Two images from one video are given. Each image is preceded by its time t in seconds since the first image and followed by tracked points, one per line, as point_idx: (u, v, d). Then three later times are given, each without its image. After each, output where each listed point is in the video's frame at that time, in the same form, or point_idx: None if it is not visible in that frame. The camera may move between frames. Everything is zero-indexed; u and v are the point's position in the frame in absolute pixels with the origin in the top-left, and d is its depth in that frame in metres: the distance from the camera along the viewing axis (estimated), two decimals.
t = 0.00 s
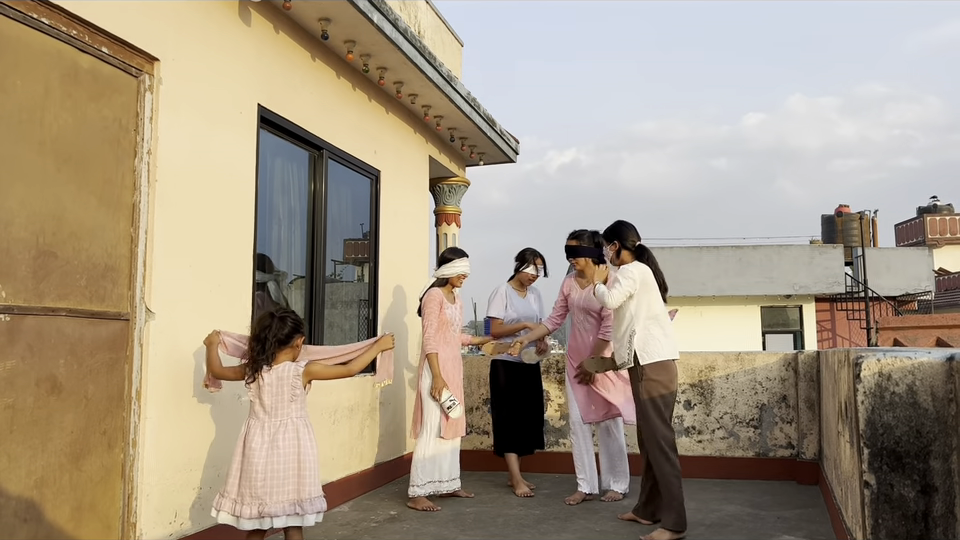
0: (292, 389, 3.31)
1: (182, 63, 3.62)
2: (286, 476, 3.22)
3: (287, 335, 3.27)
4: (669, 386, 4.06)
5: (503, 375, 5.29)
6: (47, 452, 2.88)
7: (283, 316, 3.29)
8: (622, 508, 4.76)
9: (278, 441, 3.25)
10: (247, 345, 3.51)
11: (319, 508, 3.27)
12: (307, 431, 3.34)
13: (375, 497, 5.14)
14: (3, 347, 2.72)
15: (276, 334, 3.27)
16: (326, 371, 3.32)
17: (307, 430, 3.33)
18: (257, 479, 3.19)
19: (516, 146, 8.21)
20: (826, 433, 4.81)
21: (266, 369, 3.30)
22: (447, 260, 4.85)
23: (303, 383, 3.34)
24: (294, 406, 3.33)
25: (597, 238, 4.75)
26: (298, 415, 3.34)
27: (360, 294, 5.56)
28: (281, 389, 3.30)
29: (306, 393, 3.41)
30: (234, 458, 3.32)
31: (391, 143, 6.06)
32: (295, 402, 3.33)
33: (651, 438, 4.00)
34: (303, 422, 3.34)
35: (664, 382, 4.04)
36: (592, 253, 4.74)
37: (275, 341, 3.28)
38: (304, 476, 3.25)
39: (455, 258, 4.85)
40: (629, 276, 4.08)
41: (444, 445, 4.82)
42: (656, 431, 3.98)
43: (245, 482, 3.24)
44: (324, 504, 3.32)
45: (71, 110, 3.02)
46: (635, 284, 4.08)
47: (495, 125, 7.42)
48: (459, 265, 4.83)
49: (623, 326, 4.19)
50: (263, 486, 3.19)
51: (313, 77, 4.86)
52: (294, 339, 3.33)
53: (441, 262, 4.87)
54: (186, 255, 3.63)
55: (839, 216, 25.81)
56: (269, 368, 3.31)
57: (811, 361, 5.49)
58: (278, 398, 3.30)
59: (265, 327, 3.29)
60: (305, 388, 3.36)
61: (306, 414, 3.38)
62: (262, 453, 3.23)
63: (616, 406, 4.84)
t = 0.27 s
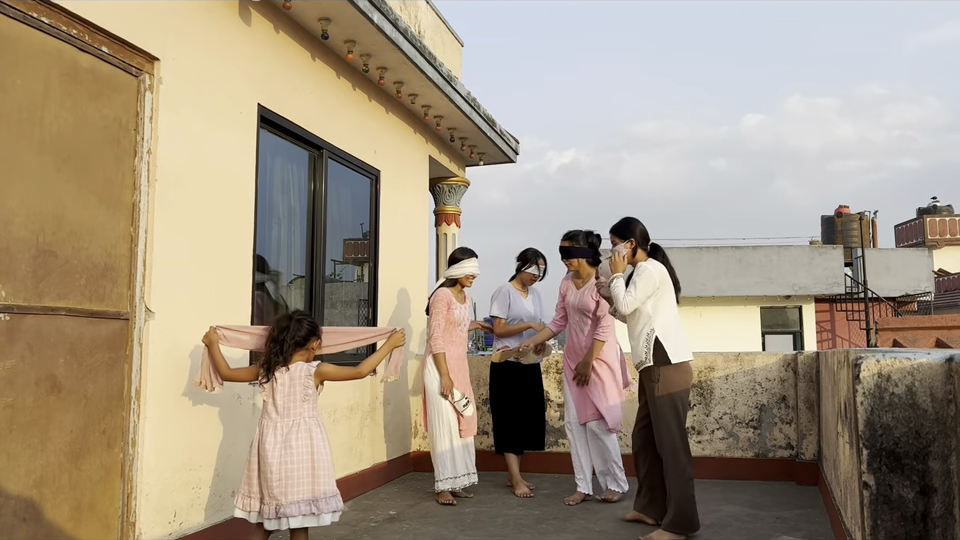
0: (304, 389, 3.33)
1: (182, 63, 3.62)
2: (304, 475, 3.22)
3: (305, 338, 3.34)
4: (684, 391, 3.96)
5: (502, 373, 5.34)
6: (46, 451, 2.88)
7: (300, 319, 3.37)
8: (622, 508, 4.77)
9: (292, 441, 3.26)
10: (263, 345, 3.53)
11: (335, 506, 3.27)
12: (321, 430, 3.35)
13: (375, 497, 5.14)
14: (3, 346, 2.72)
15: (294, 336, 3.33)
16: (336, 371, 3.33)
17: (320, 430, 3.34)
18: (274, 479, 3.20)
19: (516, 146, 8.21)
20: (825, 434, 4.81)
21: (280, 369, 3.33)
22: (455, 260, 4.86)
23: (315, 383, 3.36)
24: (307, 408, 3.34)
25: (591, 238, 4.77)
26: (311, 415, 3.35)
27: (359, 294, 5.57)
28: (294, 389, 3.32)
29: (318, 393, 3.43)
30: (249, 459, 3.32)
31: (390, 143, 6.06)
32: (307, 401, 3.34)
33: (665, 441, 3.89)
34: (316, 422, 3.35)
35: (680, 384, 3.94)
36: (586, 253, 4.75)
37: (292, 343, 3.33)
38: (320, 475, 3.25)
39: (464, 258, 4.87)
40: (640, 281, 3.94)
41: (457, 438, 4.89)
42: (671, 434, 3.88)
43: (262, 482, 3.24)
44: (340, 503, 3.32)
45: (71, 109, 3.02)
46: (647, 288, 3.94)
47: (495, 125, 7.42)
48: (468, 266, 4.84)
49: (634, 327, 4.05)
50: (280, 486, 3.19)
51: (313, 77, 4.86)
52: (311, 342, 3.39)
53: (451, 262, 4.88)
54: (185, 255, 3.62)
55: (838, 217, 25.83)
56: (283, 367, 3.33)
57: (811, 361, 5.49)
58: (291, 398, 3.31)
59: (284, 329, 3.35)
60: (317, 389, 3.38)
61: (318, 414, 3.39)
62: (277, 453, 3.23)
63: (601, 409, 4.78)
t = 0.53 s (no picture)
0: (310, 390, 3.33)
1: (181, 62, 3.62)
2: (309, 474, 3.23)
3: (313, 339, 3.36)
4: (686, 390, 3.96)
5: (501, 374, 5.29)
6: (46, 451, 2.88)
7: (308, 320, 3.38)
8: (621, 508, 4.77)
9: (297, 441, 3.26)
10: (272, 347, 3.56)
11: (340, 508, 3.26)
12: (326, 432, 3.34)
13: (375, 497, 5.14)
14: (2, 345, 2.72)
15: (303, 337, 3.34)
16: (341, 374, 3.35)
17: (326, 430, 3.34)
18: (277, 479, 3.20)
19: (516, 146, 8.21)
20: (824, 434, 4.81)
21: (290, 370, 3.33)
22: (456, 260, 4.87)
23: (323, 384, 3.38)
24: (312, 408, 3.34)
25: (596, 237, 4.76)
26: (316, 416, 3.34)
27: (359, 294, 5.56)
28: (298, 388, 3.32)
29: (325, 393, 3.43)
30: (254, 457, 3.32)
31: (390, 143, 6.06)
32: (312, 401, 3.34)
33: (666, 441, 3.89)
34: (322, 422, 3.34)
35: (681, 384, 3.94)
36: (591, 252, 4.75)
37: (302, 343, 3.34)
38: (325, 476, 3.25)
39: (465, 257, 4.87)
40: (661, 278, 3.93)
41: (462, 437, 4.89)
42: (671, 434, 3.88)
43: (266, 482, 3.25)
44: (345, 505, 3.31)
45: (70, 109, 3.02)
46: (667, 286, 3.93)
47: (494, 125, 7.42)
48: (468, 266, 4.84)
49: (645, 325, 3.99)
50: (284, 486, 3.19)
51: (313, 77, 4.86)
52: (319, 343, 3.40)
53: (451, 262, 4.88)
54: (184, 254, 3.62)
55: (838, 217, 25.83)
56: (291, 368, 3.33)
57: (811, 362, 5.49)
58: (297, 398, 3.31)
59: (293, 329, 3.35)
60: (323, 389, 3.38)
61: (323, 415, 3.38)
62: (281, 453, 3.23)
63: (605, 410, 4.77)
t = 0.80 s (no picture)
0: (314, 391, 3.33)
1: (181, 64, 3.62)
2: (311, 476, 3.23)
3: (320, 342, 3.36)
4: (686, 390, 3.96)
5: (505, 373, 5.29)
6: (46, 453, 2.88)
7: (314, 321, 3.37)
8: (622, 508, 4.77)
9: (300, 443, 3.26)
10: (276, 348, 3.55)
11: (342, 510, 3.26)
12: (329, 434, 3.34)
13: (375, 498, 5.13)
14: (3, 347, 2.72)
15: (309, 339, 3.33)
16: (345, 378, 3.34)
17: (329, 432, 3.33)
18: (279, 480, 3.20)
19: (515, 147, 8.21)
20: (825, 433, 4.81)
21: (297, 372, 3.34)
22: (452, 259, 4.87)
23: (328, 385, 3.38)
24: (315, 410, 3.34)
25: (598, 237, 4.77)
26: (319, 418, 3.34)
27: (358, 294, 5.56)
28: (302, 390, 3.33)
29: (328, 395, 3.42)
30: (257, 457, 3.33)
31: (390, 143, 6.05)
32: (315, 403, 3.34)
33: (666, 441, 3.89)
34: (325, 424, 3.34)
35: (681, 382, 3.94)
36: (594, 252, 4.75)
37: (309, 346, 3.34)
38: (327, 479, 3.24)
39: (461, 257, 4.87)
40: (671, 280, 3.93)
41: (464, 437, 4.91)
42: (671, 434, 3.88)
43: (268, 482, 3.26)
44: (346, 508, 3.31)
45: (69, 111, 3.02)
46: (676, 289, 3.94)
47: (494, 125, 7.42)
48: (464, 265, 4.84)
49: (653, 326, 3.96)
50: (286, 487, 3.19)
51: (312, 78, 4.86)
52: (325, 345, 3.40)
53: (447, 262, 4.88)
54: (184, 255, 3.62)
55: (837, 216, 25.83)
56: (298, 371, 3.33)
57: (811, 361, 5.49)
58: (301, 399, 3.32)
59: (299, 331, 3.34)
60: (326, 391, 3.39)
61: (326, 418, 3.38)
62: (284, 454, 3.23)
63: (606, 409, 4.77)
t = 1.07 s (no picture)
0: (315, 394, 3.32)
1: (179, 66, 3.62)
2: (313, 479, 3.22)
3: (319, 343, 3.36)
4: (683, 389, 3.96)
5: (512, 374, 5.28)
6: (45, 456, 2.88)
7: (313, 323, 3.38)
8: (622, 508, 4.77)
9: (302, 446, 3.25)
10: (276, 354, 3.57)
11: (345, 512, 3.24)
12: (331, 437, 3.32)
13: (375, 499, 5.13)
14: (2, 350, 2.72)
15: (309, 341, 3.34)
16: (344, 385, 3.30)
17: (330, 435, 3.32)
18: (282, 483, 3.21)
19: (514, 147, 8.22)
20: (824, 432, 4.81)
21: (296, 373, 3.33)
22: (454, 258, 4.86)
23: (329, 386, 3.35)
24: (316, 412, 3.33)
25: (596, 237, 4.79)
26: (320, 420, 3.33)
27: (357, 296, 5.55)
28: (303, 393, 3.32)
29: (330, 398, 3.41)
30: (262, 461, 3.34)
31: (388, 145, 6.05)
32: (316, 406, 3.33)
33: (666, 441, 3.89)
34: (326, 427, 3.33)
35: (679, 382, 3.94)
36: (592, 252, 4.76)
37: (308, 348, 3.35)
38: (328, 481, 3.23)
39: (463, 257, 4.85)
40: (665, 279, 3.94)
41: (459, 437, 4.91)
42: (670, 434, 3.87)
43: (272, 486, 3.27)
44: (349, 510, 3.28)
45: (67, 114, 3.02)
46: (670, 288, 3.93)
47: (492, 126, 7.43)
48: (464, 265, 4.83)
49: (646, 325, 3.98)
50: (289, 490, 3.20)
51: (310, 80, 4.86)
52: (324, 346, 3.40)
53: (449, 261, 4.87)
54: (183, 257, 3.62)
55: (836, 215, 25.86)
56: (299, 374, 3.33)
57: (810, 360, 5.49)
58: (301, 402, 3.32)
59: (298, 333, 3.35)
60: (328, 394, 3.37)
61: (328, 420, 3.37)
62: (286, 457, 3.23)
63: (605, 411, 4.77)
